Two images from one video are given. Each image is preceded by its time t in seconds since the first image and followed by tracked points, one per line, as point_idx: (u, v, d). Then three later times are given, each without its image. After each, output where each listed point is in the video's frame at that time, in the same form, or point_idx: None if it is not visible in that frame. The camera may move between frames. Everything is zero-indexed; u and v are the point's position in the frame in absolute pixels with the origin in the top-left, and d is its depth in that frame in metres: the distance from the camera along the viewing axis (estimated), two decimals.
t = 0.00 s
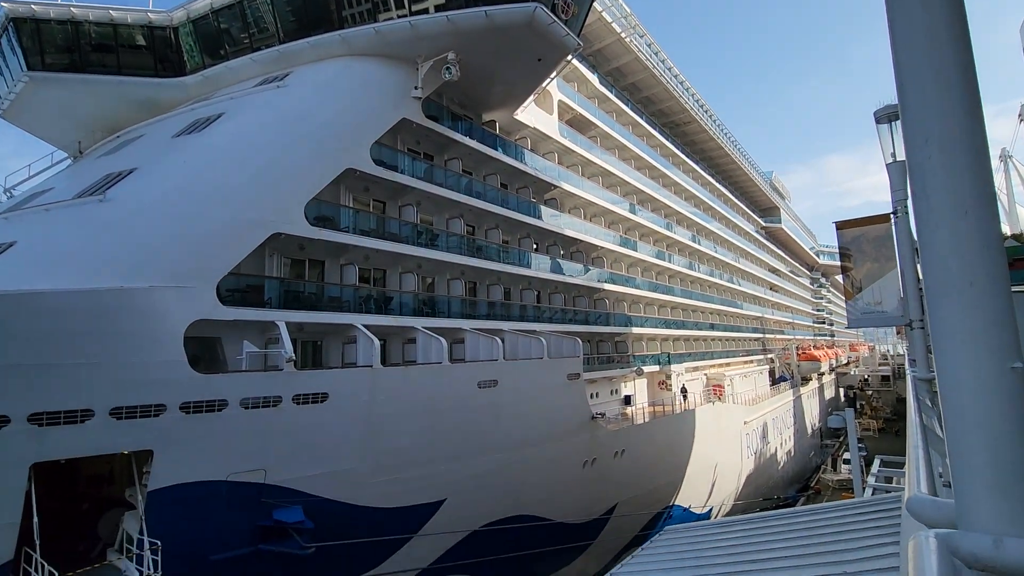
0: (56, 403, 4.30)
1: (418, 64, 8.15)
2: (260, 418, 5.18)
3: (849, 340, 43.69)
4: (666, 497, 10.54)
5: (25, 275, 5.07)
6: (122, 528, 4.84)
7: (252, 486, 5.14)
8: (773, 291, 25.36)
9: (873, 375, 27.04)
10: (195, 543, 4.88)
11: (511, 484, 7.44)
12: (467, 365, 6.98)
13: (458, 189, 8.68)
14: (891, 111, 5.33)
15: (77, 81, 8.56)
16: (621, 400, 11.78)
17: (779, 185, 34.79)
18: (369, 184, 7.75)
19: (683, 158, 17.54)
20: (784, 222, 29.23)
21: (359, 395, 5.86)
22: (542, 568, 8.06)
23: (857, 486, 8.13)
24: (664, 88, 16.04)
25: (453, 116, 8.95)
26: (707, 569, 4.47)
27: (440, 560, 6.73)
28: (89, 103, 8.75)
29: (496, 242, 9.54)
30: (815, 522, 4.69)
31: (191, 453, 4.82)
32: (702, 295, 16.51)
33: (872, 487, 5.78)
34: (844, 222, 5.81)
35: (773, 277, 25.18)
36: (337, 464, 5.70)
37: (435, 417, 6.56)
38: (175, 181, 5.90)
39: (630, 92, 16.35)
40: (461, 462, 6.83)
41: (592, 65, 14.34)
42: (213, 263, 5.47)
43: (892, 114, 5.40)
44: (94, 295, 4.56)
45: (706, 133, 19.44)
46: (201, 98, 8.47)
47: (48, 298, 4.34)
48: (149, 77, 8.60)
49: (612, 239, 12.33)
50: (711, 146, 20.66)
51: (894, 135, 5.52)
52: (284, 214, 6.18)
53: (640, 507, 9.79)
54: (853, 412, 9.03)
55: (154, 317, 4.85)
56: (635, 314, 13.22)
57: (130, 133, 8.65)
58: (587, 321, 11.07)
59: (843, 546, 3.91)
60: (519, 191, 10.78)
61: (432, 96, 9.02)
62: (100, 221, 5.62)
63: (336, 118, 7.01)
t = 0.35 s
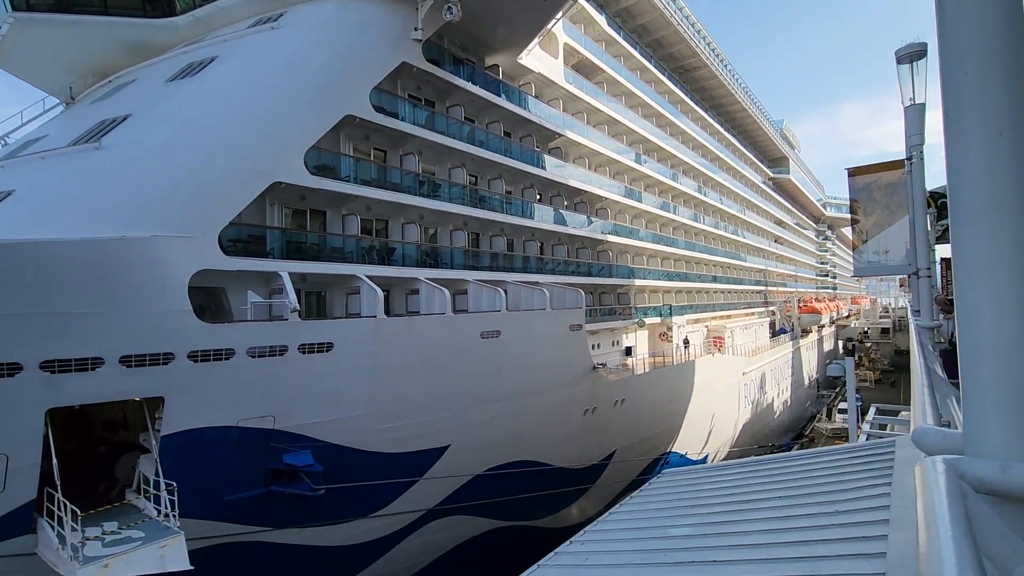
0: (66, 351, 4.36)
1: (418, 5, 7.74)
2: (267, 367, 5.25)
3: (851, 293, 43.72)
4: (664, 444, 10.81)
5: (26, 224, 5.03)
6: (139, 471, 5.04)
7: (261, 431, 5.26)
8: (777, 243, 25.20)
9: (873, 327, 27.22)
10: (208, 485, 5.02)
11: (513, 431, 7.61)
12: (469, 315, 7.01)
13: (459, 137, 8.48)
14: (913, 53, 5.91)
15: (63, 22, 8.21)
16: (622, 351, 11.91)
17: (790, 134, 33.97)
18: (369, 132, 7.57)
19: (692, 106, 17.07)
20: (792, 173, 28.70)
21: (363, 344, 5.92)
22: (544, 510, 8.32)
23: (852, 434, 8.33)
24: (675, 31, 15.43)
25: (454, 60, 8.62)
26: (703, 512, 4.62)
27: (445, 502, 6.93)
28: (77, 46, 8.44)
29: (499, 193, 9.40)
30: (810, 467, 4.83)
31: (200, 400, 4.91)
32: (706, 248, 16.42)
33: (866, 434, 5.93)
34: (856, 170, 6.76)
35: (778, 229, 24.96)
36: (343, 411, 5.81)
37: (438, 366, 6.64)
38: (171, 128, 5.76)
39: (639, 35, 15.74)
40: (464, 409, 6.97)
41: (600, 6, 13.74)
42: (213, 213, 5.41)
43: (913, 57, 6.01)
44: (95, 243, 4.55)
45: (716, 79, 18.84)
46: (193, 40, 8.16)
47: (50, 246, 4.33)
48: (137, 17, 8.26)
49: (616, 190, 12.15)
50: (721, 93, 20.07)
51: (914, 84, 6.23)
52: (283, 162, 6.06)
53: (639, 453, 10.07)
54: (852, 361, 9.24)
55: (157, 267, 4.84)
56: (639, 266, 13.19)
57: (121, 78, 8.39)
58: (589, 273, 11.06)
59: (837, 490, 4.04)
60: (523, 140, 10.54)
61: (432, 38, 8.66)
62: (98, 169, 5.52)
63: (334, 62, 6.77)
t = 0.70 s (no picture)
0: (81, 313, 4.40)
1: None
2: (277, 331, 5.30)
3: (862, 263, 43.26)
4: (670, 410, 10.91)
5: (36, 187, 5.03)
6: (156, 431, 5.12)
7: (274, 393, 5.34)
8: (790, 211, 24.83)
9: (883, 297, 27.02)
10: (223, 445, 5.14)
11: (520, 397, 7.70)
12: (478, 282, 7.03)
13: (468, 101, 8.31)
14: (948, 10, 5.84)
15: None
16: (630, 319, 11.92)
17: (807, 98, 33.02)
18: (377, 94, 7.43)
19: (707, 68, 16.58)
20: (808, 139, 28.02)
21: (372, 309, 5.96)
22: (551, 473, 8.46)
23: (859, 402, 8.37)
24: None
25: (462, 19, 8.35)
26: (707, 476, 4.70)
27: (454, 464, 7.06)
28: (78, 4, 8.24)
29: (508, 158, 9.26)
30: (817, 434, 4.87)
31: (214, 363, 4.98)
32: (717, 215, 16.21)
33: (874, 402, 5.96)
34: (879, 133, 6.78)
35: (791, 197, 24.55)
36: (354, 375, 5.88)
37: (447, 332, 6.69)
38: (176, 89, 5.66)
39: None
40: (473, 375, 7.04)
41: None
42: (221, 176, 5.36)
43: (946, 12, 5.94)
44: (105, 207, 4.54)
45: (733, 40, 18.24)
46: None
47: (60, 209, 4.33)
48: None
49: (627, 155, 11.95)
50: (737, 54, 19.46)
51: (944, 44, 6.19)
52: (290, 124, 5.98)
53: (645, 419, 10.19)
54: (863, 328, 9.22)
55: (166, 231, 4.83)
56: (648, 234, 13.06)
57: (125, 37, 8.22)
58: (598, 240, 10.97)
59: (843, 457, 4.07)
60: (533, 103, 10.33)
61: None
62: (104, 131, 5.46)
63: (339, 20, 6.58)
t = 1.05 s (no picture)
0: (88, 281, 4.43)
1: None
2: (282, 300, 5.32)
3: (870, 239, 42.94)
4: (672, 383, 10.99)
5: (40, 153, 5.00)
6: (164, 397, 5.16)
7: (279, 362, 5.39)
8: (798, 186, 24.51)
9: (890, 274, 26.87)
10: (230, 412, 5.20)
11: (523, 368, 7.75)
12: (482, 253, 7.01)
13: (474, 68, 8.14)
14: None
15: None
16: (633, 292, 11.91)
17: (821, 69, 32.22)
18: (381, 61, 7.29)
19: (720, 36, 16.16)
20: (820, 111, 27.47)
21: (377, 280, 5.97)
22: (553, 443, 8.58)
23: (861, 378, 8.40)
24: None
25: None
26: (707, 448, 4.76)
27: (457, 433, 7.16)
28: None
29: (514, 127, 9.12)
30: (819, 408, 4.90)
31: (220, 331, 5.02)
32: (724, 189, 16.03)
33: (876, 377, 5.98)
34: (894, 105, 6.65)
35: (800, 171, 24.19)
36: (359, 345, 5.93)
37: (450, 303, 6.69)
38: (177, 53, 5.56)
39: None
40: (476, 346, 7.08)
41: None
42: (225, 144, 5.32)
43: None
44: (109, 173, 4.52)
45: (748, 7, 17.72)
46: None
47: (64, 176, 4.32)
48: None
49: (635, 127, 11.75)
50: (752, 23, 18.93)
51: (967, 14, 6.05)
52: (294, 91, 5.89)
53: (647, 392, 10.27)
54: (869, 305, 9.21)
55: (170, 199, 4.82)
56: (654, 207, 12.95)
57: None
58: (604, 213, 10.88)
59: (844, 431, 4.11)
60: (540, 72, 10.13)
61: None
62: (106, 97, 5.39)
63: None
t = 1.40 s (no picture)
0: (90, 256, 4.42)
1: None
2: (284, 276, 5.31)
3: (874, 219, 42.65)
4: (672, 362, 11.03)
5: (38, 126, 4.95)
6: (167, 371, 5.22)
7: (281, 338, 5.41)
8: (804, 165, 24.24)
9: (893, 255, 26.75)
10: (233, 388, 5.24)
11: (524, 346, 7.78)
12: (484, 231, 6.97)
13: (477, 42, 7.98)
14: None
15: None
16: (635, 271, 11.87)
17: (830, 44, 31.59)
18: (381, 33, 7.15)
19: (728, 10, 15.80)
20: (828, 88, 27.01)
21: (378, 257, 5.95)
22: (553, 420, 8.65)
23: (861, 357, 8.41)
24: None
25: None
26: (706, 425, 4.80)
27: (458, 409, 7.21)
28: None
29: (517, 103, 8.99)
30: (818, 387, 4.92)
31: (222, 307, 5.03)
32: (729, 167, 15.86)
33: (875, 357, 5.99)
34: (904, 81, 6.54)
35: (806, 149, 23.90)
36: (360, 321, 5.94)
37: (452, 281, 6.68)
38: (174, 24, 5.45)
39: None
40: (477, 323, 7.09)
41: None
42: (224, 118, 5.25)
43: None
44: (108, 147, 4.48)
45: None
46: None
47: (61, 149, 4.28)
48: None
49: (640, 103, 11.58)
50: None
51: None
52: (293, 64, 5.79)
53: (647, 370, 10.32)
54: (871, 285, 9.17)
55: (170, 173, 4.78)
56: (657, 185, 12.83)
57: None
58: (607, 191, 10.79)
59: (842, 410, 4.13)
60: (543, 46, 9.94)
61: None
62: (103, 68, 5.31)
63: None
